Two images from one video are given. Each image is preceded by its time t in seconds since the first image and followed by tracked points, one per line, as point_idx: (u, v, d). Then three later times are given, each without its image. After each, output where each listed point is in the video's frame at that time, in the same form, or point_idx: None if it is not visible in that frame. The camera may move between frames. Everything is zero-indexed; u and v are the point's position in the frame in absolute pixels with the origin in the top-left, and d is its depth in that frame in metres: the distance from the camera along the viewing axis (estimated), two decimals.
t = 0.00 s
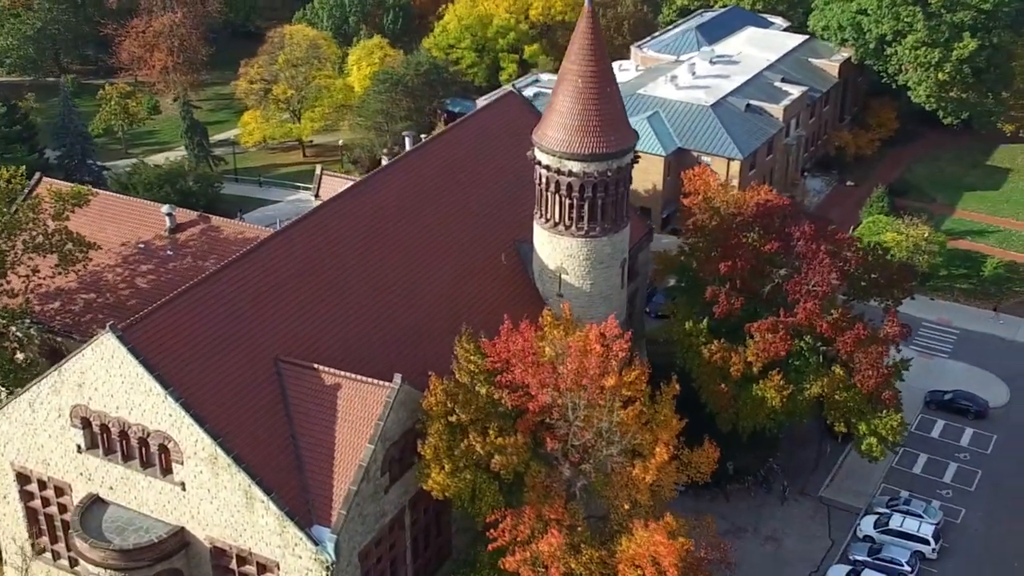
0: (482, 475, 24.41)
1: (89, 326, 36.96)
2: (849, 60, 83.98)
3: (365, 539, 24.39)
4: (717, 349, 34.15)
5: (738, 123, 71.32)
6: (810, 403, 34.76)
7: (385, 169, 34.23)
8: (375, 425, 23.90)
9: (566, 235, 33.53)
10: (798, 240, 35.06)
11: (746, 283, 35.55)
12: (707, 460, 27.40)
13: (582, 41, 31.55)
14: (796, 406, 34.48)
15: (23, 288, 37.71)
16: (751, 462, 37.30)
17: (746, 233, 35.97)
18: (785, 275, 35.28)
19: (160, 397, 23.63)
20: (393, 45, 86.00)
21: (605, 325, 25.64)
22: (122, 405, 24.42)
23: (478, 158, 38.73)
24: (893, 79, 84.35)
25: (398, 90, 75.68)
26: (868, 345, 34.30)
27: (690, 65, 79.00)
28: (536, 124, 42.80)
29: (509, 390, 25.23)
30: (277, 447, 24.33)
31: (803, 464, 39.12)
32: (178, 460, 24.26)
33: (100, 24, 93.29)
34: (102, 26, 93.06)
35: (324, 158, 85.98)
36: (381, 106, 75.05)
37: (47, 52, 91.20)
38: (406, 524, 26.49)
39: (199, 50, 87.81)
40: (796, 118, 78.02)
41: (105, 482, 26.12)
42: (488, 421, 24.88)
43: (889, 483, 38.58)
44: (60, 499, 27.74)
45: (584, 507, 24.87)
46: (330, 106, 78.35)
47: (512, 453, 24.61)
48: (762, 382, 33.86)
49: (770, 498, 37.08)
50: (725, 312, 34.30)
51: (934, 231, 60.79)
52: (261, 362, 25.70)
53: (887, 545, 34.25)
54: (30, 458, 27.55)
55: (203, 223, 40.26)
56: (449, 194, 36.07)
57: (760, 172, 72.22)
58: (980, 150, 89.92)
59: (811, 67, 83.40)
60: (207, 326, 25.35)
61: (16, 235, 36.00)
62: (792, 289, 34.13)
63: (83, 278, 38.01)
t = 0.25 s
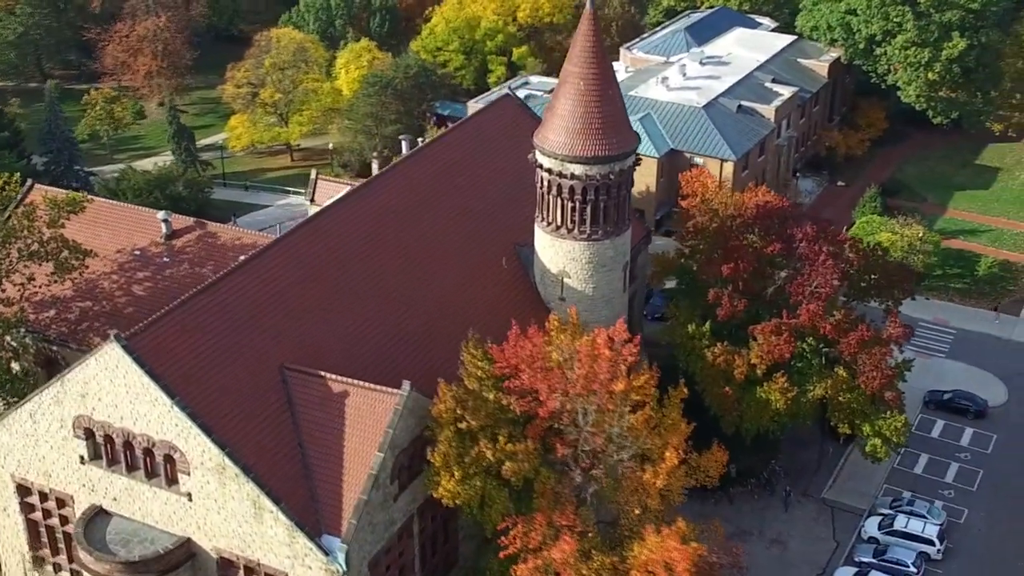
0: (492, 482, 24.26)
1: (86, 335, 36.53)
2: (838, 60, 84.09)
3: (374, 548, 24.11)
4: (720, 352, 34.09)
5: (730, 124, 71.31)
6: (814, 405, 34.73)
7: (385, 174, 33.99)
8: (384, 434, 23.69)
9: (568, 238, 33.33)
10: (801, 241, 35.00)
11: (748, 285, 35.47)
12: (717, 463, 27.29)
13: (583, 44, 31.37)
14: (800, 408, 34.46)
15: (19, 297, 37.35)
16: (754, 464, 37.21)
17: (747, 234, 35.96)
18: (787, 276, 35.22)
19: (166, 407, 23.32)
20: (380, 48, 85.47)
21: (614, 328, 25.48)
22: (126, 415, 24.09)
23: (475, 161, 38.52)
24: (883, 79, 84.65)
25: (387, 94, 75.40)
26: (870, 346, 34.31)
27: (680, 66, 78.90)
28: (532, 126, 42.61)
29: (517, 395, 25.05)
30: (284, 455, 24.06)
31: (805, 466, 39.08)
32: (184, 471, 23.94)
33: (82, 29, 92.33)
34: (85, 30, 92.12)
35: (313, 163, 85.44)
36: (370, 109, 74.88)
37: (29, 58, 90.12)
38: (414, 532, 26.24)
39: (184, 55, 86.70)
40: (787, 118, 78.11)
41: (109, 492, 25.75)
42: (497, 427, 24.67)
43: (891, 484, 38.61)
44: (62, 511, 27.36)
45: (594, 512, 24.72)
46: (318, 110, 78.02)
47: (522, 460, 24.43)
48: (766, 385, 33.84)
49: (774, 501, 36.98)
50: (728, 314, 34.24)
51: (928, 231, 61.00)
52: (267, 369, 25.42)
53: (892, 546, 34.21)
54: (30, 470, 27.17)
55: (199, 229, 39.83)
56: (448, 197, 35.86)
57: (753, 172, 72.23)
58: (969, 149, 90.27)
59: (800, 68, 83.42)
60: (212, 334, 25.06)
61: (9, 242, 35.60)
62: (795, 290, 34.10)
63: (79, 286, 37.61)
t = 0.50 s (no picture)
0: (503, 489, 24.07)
1: (83, 343, 36.16)
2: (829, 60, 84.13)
3: (385, 557, 23.85)
4: (725, 355, 33.96)
5: (723, 125, 71.29)
6: (819, 407, 34.66)
7: (386, 178, 33.75)
8: (395, 442, 23.47)
9: (572, 242, 33.18)
10: (804, 242, 34.86)
11: (751, 287, 35.35)
12: (727, 467, 27.15)
13: (587, 46, 31.19)
14: (805, 410, 34.37)
15: (15, 304, 37.01)
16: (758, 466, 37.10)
17: (749, 236, 35.91)
18: (790, 278, 35.13)
19: (173, 417, 23.05)
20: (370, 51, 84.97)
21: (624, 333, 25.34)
22: (132, 426, 23.79)
23: (475, 164, 38.33)
24: (874, 79, 84.89)
25: (378, 97, 75.04)
26: (875, 348, 34.24)
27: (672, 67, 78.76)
28: (530, 128, 42.42)
29: (526, 402, 24.87)
30: (294, 464, 23.82)
31: (808, 467, 39.01)
32: (192, 481, 23.66)
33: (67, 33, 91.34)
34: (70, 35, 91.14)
35: (303, 166, 84.95)
36: (361, 113, 74.65)
37: (13, 62, 88.98)
38: (423, 540, 26.01)
39: (171, 58, 85.61)
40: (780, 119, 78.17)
41: (114, 504, 25.43)
42: (507, 434, 24.49)
43: (895, 484, 38.59)
44: (66, 523, 27.03)
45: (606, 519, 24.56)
46: (308, 114, 77.53)
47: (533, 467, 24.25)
48: (772, 387, 33.76)
49: (778, 503, 36.89)
50: (732, 317, 34.11)
51: (923, 231, 61.18)
52: (274, 377, 25.17)
53: (898, 548, 34.17)
54: (33, 482, 26.82)
55: (197, 236, 39.47)
56: (450, 201, 35.66)
57: (747, 173, 72.18)
58: (959, 148, 90.59)
59: (791, 68, 83.38)
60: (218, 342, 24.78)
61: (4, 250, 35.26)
62: (799, 292, 34.02)
63: (76, 294, 37.25)
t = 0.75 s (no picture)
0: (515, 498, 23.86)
1: (81, 353, 35.75)
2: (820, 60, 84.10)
3: (396, 568, 23.59)
4: (729, 358, 33.92)
5: (716, 126, 71.23)
6: (823, 409, 34.61)
7: (387, 183, 33.49)
8: (406, 452, 23.26)
9: (575, 247, 33.02)
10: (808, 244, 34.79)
11: (754, 290, 35.24)
12: (737, 472, 27.02)
13: (590, 49, 30.99)
14: (810, 412, 34.31)
15: (10, 314, 36.53)
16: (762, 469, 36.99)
17: (751, 239, 35.83)
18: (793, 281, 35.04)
19: (180, 429, 22.72)
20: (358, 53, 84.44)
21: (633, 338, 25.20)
22: (139, 438, 23.45)
23: (474, 168, 38.11)
24: (864, 79, 85.11)
25: (368, 100, 74.54)
26: (879, 349, 34.18)
27: (664, 69, 78.62)
28: (527, 130, 42.24)
29: (536, 409, 24.69)
30: (303, 475, 23.57)
31: (811, 469, 38.94)
32: (200, 493, 23.36)
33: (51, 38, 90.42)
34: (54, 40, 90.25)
35: (292, 171, 84.48)
36: (352, 117, 74.24)
37: None
38: (432, 549, 25.76)
39: (158, 63, 85.01)
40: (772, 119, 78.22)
41: (119, 517, 25.09)
42: (518, 442, 24.29)
43: (898, 486, 38.55)
44: (69, 536, 26.67)
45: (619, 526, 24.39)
46: (297, 118, 77.06)
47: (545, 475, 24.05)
48: (777, 390, 33.75)
49: (782, 506, 36.81)
50: (736, 320, 34.00)
51: (918, 231, 61.32)
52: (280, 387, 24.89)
53: (904, 550, 34.12)
54: (35, 495, 26.43)
55: (194, 243, 39.31)
56: (450, 206, 35.43)
57: (740, 174, 72.13)
58: (949, 147, 90.93)
59: (782, 69, 83.17)
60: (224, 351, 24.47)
61: None
62: (803, 295, 33.92)
63: (72, 303, 36.83)
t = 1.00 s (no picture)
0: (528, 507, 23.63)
1: (80, 363, 35.38)
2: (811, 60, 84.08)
3: None
4: (734, 362, 33.64)
5: (711, 128, 71.15)
6: (828, 412, 34.49)
7: (389, 189, 33.26)
8: (418, 462, 23.05)
9: (580, 251, 32.84)
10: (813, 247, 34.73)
11: (758, 293, 35.11)
12: (747, 477, 26.89)
13: (593, 53, 30.77)
14: (815, 415, 34.17)
15: (7, 324, 36.16)
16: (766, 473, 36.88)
17: (754, 242, 35.72)
18: (797, 284, 34.95)
19: (189, 441, 22.39)
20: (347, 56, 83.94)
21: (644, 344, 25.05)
22: (146, 451, 23.10)
23: (475, 172, 37.93)
24: (856, 79, 85.31)
25: (360, 104, 74.18)
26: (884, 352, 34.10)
27: (656, 71, 78.47)
28: (524, 133, 42.05)
29: (547, 416, 24.47)
30: (314, 487, 23.34)
31: (815, 472, 38.85)
32: (209, 506, 23.05)
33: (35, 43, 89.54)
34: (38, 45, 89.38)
35: (283, 175, 84.08)
36: (343, 121, 73.84)
37: None
38: (442, 559, 25.54)
39: (144, 67, 84.35)
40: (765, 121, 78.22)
41: (126, 530, 24.76)
42: (530, 451, 24.05)
43: (902, 488, 38.49)
44: (73, 550, 26.32)
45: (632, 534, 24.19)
46: (287, 122, 76.54)
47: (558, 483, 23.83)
48: (784, 394, 33.53)
49: (788, 509, 36.72)
50: (741, 324, 33.83)
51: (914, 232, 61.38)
52: (288, 398, 24.65)
53: (911, 552, 34.03)
54: (38, 509, 26.05)
55: (193, 250, 38.81)
56: (452, 211, 35.23)
57: (734, 175, 72.07)
58: (940, 147, 91.20)
59: (774, 70, 83.18)
60: (231, 363, 24.20)
61: None
62: (808, 298, 33.80)
63: (70, 313, 36.47)
